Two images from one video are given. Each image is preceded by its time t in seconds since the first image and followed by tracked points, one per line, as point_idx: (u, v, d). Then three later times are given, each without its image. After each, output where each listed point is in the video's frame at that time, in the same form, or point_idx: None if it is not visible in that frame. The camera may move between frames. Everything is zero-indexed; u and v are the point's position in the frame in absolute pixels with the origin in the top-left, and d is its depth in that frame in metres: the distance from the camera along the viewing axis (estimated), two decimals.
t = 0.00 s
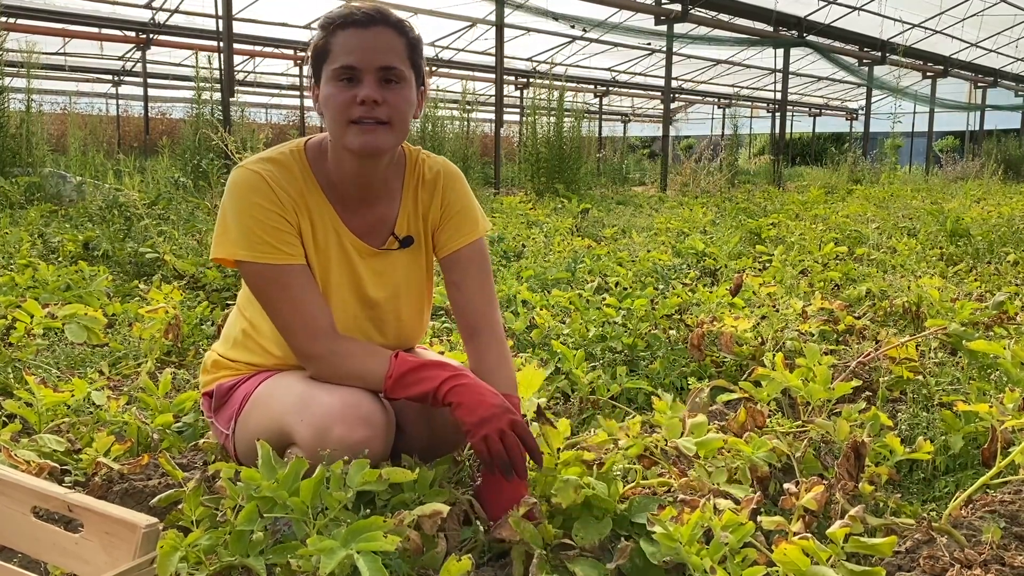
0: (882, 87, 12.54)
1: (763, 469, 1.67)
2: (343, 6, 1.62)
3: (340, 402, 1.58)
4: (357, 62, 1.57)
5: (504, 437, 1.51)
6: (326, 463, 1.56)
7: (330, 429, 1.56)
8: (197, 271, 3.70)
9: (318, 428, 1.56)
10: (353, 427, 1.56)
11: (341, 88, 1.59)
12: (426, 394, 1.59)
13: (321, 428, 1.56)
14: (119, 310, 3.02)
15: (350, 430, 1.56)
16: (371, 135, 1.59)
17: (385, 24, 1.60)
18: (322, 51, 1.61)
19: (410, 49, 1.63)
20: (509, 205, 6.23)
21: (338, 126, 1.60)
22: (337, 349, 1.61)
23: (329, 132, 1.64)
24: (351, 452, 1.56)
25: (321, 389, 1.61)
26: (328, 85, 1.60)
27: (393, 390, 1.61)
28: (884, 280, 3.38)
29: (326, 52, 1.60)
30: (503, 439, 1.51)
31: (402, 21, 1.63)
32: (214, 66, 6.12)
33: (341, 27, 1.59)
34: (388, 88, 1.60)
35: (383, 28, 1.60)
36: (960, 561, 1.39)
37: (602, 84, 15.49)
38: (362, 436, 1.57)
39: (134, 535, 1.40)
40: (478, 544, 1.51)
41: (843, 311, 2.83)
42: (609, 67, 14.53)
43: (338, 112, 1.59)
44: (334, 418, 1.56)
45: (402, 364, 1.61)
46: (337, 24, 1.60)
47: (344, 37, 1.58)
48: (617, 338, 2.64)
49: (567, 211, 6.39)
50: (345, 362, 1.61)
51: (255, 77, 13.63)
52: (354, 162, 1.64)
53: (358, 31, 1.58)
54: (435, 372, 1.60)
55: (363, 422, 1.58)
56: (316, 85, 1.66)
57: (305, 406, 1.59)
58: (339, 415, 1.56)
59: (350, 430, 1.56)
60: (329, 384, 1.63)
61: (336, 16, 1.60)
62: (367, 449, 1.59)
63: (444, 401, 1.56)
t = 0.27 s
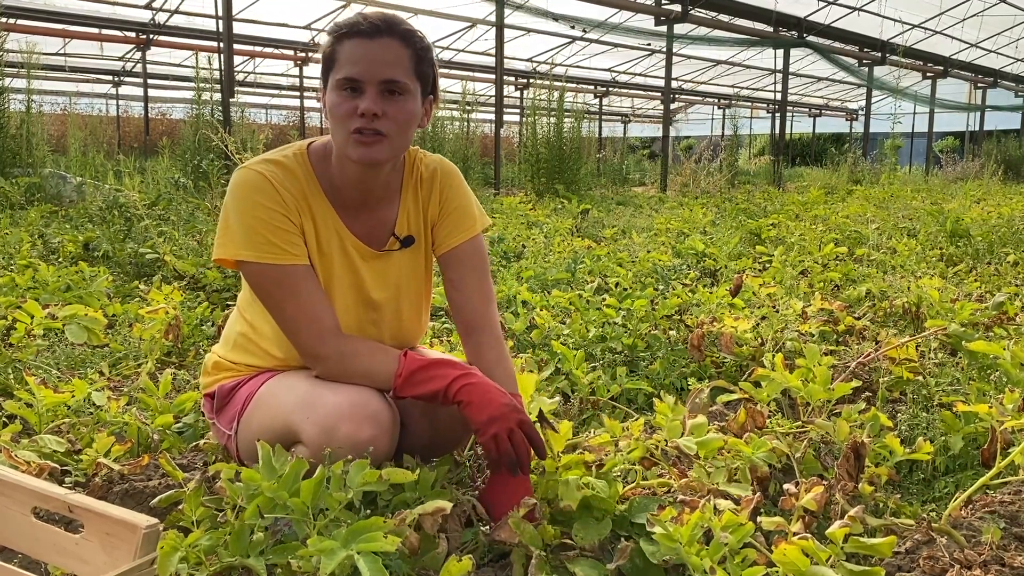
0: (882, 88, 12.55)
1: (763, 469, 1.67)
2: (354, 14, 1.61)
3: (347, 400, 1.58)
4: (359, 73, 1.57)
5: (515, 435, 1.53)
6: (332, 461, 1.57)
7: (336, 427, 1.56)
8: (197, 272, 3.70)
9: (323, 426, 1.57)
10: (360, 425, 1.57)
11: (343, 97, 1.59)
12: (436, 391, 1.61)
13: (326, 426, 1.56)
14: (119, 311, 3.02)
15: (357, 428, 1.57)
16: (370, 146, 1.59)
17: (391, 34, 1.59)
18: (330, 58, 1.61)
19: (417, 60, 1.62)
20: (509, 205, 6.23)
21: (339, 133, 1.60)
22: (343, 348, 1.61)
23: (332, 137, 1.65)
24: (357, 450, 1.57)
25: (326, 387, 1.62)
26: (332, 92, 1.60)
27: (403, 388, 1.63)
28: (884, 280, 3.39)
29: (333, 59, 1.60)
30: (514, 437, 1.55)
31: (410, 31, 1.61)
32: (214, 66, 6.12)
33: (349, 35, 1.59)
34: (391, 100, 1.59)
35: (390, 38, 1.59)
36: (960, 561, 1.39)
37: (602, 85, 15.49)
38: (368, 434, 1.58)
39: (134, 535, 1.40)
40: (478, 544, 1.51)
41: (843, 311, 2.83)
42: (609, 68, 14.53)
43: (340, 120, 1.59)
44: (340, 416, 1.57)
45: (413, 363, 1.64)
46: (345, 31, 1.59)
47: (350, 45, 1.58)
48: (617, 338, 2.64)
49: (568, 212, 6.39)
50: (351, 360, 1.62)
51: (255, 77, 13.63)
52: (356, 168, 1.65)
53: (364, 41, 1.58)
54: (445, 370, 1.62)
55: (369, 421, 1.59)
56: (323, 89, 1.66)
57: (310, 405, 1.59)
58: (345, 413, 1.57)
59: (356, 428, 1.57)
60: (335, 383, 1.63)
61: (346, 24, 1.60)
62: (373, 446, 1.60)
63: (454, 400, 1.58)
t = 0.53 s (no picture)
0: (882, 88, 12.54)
1: (763, 470, 1.67)
2: (366, 18, 1.61)
3: (347, 394, 1.58)
4: (372, 77, 1.56)
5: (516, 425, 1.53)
6: (332, 455, 1.56)
7: (336, 420, 1.56)
8: (198, 272, 3.70)
9: (323, 419, 1.56)
10: (360, 418, 1.56)
11: (354, 101, 1.58)
12: (436, 383, 1.60)
13: (326, 419, 1.56)
14: (119, 311, 3.02)
15: (357, 421, 1.56)
16: (381, 150, 1.58)
17: (404, 40, 1.59)
18: (341, 61, 1.60)
19: (427, 67, 1.63)
20: (510, 206, 6.23)
21: (349, 137, 1.59)
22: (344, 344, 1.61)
23: (339, 140, 1.64)
24: (357, 443, 1.56)
25: (326, 382, 1.62)
26: (342, 95, 1.59)
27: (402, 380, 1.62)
28: (884, 280, 3.39)
29: (344, 62, 1.59)
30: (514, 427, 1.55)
31: (422, 38, 1.62)
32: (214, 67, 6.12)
33: (363, 38, 1.58)
34: (401, 105, 1.59)
35: (403, 44, 1.59)
36: (960, 562, 1.39)
37: (602, 85, 15.49)
38: (367, 426, 1.57)
39: (134, 536, 1.40)
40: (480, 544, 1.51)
41: (843, 311, 2.83)
42: (609, 69, 14.54)
43: (351, 123, 1.58)
44: (340, 409, 1.56)
45: (411, 355, 1.63)
46: (358, 34, 1.58)
47: (364, 49, 1.57)
48: (617, 339, 2.64)
49: (568, 212, 6.40)
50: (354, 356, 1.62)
51: (256, 78, 13.64)
52: (362, 171, 1.64)
53: (379, 45, 1.57)
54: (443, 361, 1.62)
55: (369, 413, 1.58)
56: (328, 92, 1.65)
57: (311, 398, 1.59)
58: (345, 406, 1.56)
59: (355, 420, 1.56)
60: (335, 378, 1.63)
61: (360, 27, 1.59)
62: (373, 440, 1.59)
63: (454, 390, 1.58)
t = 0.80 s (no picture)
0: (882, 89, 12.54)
1: (763, 470, 1.67)
2: (384, 19, 1.59)
3: (351, 396, 1.59)
4: (391, 82, 1.55)
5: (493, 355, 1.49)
6: (336, 457, 1.57)
7: (341, 423, 1.56)
8: (198, 273, 3.70)
9: (327, 422, 1.57)
10: (365, 420, 1.58)
11: (369, 103, 1.56)
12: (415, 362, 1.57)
13: (331, 421, 1.56)
14: (120, 312, 3.02)
15: (362, 424, 1.57)
16: (394, 155, 1.58)
17: (421, 46, 1.59)
18: (355, 59, 1.56)
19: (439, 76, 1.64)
20: (510, 207, 6.23)
21: (362, 138, 1.57)
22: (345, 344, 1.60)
23: (346, 140, 1.61)
24: (362, 446, 1.58)
25: (330, 383, 1.62)
26: (355, 95, 1.56)
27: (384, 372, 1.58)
28: (884, 281, 3.39)
29: (359, 62, 1.56)
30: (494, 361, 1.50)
31: (436, 46, 1.62)
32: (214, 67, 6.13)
33: (381, 40, 1.56)
34: (415, 112, 1.59)
35: (420, 50, 1.59)
36: (960, 563, 1.39)
37: (602, 86, 15.50)
38: (372, 429, 1.59)
39: (134, 536, 1.40)
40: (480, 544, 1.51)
41: (844, 312, 2.83)
42: (609, 69, 14.54)
43: (365, 125, 1.57)
44: (345, 411, 1.57)
45: (388, 345, 1.59)
46: (377, 35, 1.56)
47: (382, 52, 1.55)
48: (617, 339, 2.64)
49: (568, 213, 6.40)
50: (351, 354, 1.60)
51: (256, 78, 13.64)
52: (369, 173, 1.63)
53: (398, 49, 1.56)
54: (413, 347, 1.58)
55: (373, 416, 1.60)
56: (336, 89, 1.61)
57: (315, 399, 1.59)
58: (350, 408, 1.57)
59: (361, 423, 1.57)
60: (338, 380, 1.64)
61: (378, 28, 1.57)
62: (377, 443, 1.60)
63: (434, 369, 1.55)
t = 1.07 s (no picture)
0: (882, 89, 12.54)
1: (763, 471, 1.67)
2: (399, 25, 1.57)
3: (347, 393, 1.59)
4: (400, 90, 1.54)
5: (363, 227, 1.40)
6: (333, 454, 1.57)
7: (338, 419, 1.57)
8: (198, 273, 3.70)
9: (325, 419, 1.56)
10: (362, 417, 1.59)
11: (376, 108, 1.54)
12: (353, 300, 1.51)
13: (326, 418, 1.56)
14: (119, 312, 3.02)
15: (358, 420, 1.58)
16: (396, 162, 1.58)
17: (434, 56, 1.59)
18: (366, 62, 1.55)
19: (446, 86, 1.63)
20: (510, 207, 6.23)
21: (366, 142, 1.56)
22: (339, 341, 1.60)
23: (349, 143, 1.60)
24: (359, 442, 1.58)
25: (326, 381, 1.63)
26: (363, 97, 1.55)
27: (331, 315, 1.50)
28: (884, 281, 3.39)
29: (370, 66, 1.54)
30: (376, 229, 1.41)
31: (447, 56, 1.62)
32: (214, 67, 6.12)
33: (395, 45, 1.55)
34: (420, 121, 1.58)
35: (432, 60, 1.59)
36: (960, 563, 1.39)
37: (602, 86, 15.50)
38: (369, 426, 1.59)
39: (134, 536, 1.40)
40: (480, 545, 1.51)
41: (844, 312, 2.83)
42: (609, 69, 14.54)
43: (371, 130, 1.55)
44: (341, 408, 1.57)
45: (311, 303, 1.51)
46: (391, 41, 1.55)
47: (394, 59, 1.54)
48: (617, 339, 2.64)
49: (568, 213, 6.40)
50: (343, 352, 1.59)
51: (256, 78, 13.64)
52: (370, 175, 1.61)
53: (411, 57, 1.55)
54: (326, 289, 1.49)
55: (371, 413, 1.60)
56: (343, 88, 1.59)
57: (310, 397, 1.60)
58: (345, 405, 1.57)
59: (356, 419, 1.58)
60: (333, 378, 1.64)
61: (393, 33, 1.55)
62: (374, 439, 1.61)
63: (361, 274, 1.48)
